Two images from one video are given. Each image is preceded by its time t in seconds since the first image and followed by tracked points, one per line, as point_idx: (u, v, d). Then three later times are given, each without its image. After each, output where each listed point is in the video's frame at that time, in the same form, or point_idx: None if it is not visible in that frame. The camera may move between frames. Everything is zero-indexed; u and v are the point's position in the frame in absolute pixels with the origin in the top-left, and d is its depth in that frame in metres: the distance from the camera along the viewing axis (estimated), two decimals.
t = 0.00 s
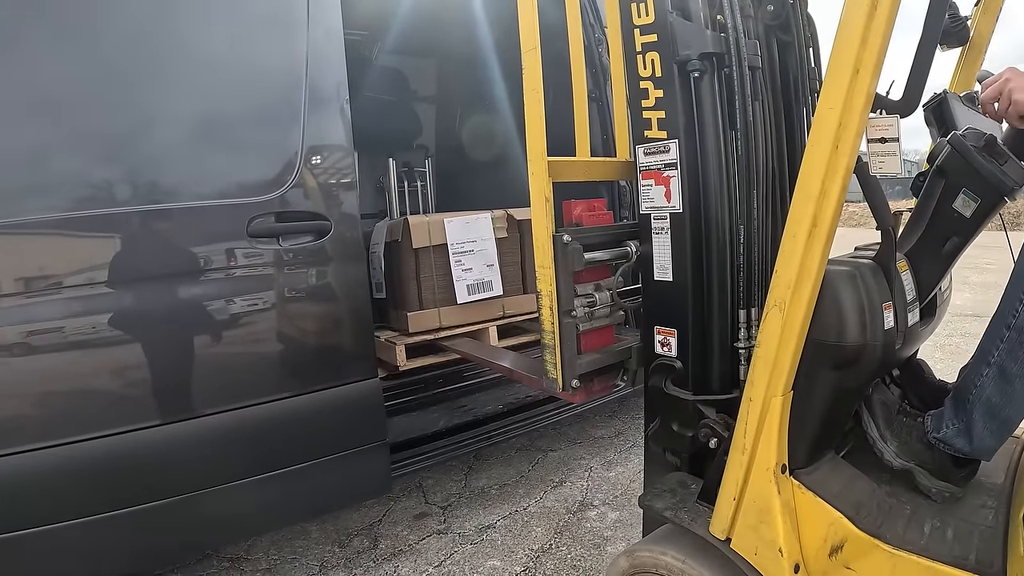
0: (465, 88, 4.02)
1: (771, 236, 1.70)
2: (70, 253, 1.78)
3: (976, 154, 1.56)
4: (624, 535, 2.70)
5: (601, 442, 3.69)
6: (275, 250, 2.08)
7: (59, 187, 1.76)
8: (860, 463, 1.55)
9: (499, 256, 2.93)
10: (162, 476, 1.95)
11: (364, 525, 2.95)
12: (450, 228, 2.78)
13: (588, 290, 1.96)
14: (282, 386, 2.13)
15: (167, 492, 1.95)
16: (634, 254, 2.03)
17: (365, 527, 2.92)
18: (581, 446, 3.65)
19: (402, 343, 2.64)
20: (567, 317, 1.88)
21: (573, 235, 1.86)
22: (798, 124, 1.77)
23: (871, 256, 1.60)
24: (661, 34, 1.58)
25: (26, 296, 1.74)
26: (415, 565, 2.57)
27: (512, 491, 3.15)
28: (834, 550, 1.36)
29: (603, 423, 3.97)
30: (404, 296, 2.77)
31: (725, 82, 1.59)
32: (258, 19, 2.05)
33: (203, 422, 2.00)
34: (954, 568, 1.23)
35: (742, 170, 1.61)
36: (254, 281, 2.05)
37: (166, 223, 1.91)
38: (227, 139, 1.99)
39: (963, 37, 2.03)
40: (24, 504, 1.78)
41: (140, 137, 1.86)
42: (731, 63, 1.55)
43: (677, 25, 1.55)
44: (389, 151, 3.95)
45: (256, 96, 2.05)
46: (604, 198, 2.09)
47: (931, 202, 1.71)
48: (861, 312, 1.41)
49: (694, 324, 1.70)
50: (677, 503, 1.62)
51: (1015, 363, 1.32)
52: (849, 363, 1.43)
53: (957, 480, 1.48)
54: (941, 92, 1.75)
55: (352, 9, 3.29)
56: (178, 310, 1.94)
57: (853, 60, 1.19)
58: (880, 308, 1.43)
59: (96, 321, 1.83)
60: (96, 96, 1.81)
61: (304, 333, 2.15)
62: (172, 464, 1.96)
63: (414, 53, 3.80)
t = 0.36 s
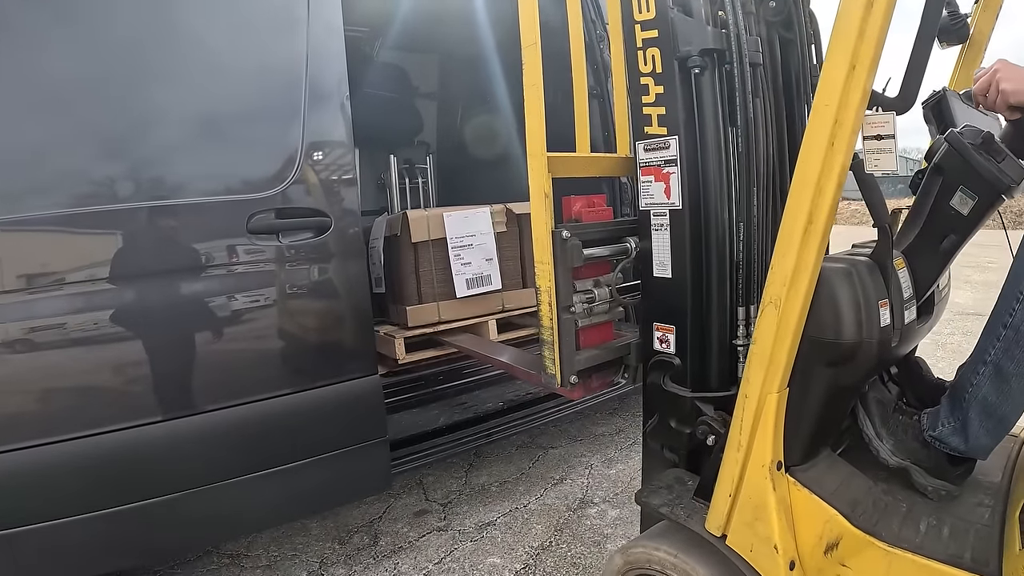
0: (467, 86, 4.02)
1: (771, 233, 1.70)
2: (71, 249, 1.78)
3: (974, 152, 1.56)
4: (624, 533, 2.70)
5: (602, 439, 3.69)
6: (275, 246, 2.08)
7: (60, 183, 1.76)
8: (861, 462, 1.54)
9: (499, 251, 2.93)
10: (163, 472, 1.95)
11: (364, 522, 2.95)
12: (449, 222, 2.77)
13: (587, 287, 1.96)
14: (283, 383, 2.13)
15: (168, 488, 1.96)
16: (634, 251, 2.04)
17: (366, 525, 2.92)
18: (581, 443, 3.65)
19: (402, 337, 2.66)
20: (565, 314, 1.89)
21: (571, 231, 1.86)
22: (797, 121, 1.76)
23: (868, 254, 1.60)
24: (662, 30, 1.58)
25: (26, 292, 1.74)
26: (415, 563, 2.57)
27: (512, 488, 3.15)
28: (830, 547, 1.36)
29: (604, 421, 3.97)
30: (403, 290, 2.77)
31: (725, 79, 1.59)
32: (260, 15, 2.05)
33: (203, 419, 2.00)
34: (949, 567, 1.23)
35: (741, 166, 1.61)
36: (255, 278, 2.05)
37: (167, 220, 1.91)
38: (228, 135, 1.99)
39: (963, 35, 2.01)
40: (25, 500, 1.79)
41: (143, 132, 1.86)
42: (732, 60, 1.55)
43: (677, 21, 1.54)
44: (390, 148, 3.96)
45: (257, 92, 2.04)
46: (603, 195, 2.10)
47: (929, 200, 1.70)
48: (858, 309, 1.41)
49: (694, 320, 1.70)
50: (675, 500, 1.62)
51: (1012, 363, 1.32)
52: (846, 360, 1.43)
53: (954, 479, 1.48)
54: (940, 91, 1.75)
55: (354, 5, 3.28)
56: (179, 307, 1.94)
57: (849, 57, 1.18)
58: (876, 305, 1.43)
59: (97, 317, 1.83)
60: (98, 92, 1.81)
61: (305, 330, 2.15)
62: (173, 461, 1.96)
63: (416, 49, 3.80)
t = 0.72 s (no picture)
0: (468, 83, 4.03)
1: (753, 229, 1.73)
2: (72, 247, 1.80)
3: (946, 151, 1.58)
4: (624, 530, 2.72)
5: (601, 437, 3.71)
6: (273, 244, 2.09)
7: (60, 181, 1.78)
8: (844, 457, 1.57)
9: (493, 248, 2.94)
10: (163, 468, 1.97)
11: (363, 519, 2.98)
12: (444, 221, 2.80)
13: (572, 282, 2.00)
14: (282, 380, 2.15)
15: (168, 484, 1.98)
16: (620, 248, 2.05)
17: (365, 522, 2.95)
18: (581, 441, 3.67)
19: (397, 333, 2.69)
20: (551, 310, 1.91)
21: (556, 228, 1.89)
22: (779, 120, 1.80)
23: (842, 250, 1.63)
24: (644, 31, 1.60)
25: (27, 290, 1.76)
26: (414, 560, 2.60)
27: (511, 486, 3.18)
28: (807, 538, 1.39)
29: (605, 418, 3.98)
30: (399, 288, 2.80)
31: (705, 78, 1.59)
32: (260, 13, 2.07)
33: (203, 416, 2.02)
34: (920, 557, 1.25)
35: (723, 163, 1.63)
36: (255, 275, 2.07)
37: (168, 217, 1.92)
38: (228, 133, 2.01)
39: (946, 33, 2.02)
40: (27, 495, 1.82)
41: (144, 129, 1.88)
42: (714, 61, 1.57)
43: (660, 22, 1.55)
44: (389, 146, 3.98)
45: (257, 89, 2.06)
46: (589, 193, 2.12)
47: (906, 196, 1.72)
48: (830, 303, 1.43)
49: (677, 316, 1.73)
50: (656, 491, 1.65)
51: (984, 358, 1.35)
52: (818, 354, 1.45)
53: (931, 471, 1.50)
54: (922, 88, 1.78)
55: (353, 2, 3.30)
56: (179, 304, 1.96)
57: (817, 58, 1.20)
58: (848, 301, 1.45)
59: (97, 315, 1.85)
60: (95, 91, 1.83)
61: (306, 328, 2.18)
62: (173, 457, 1.98)
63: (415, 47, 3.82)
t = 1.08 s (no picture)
0: (468, 82, 4.05)
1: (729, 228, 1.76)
2: (72, 247, 1.84)
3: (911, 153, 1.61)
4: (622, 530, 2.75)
5: (600, 437, 3.74)
6: (271, 243, 2.12)
7: (59, 180, 1.81)
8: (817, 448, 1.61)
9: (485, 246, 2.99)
10: (163, 466, 2.00)
11: (362, 519, 3.01)
12: (436, 222, 2.83)
13: (555, 281, 2.04)
14: (281, 380, 2.19)
15: (168, 482, 2.01)
16: (601, 247, 2.10)
17: (364, 522, 2.98)
18: (580, 440, 3.71)
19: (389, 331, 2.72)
20: (534, 307, 1.95)
21: (538, 228, 1.94)
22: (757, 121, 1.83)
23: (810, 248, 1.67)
24: (622, 37, 1.63)
25: (27, 290, 1.80)
26: (413, 559, 2.63)
27: (510, 486, 3.21)
28: (777, 527, 1.44)
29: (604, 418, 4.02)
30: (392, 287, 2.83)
31: (681, 83, 1.63)
32: (259, 13, 2.10)
33: (202, 416, 2.06)
34: (888, 548, 1.29)
35: (699, 162, 1.67)
36: (254, 276, 2.10)
37: (168, 217, 1.96)
38: (228, 132, 2.04)
39: (924, 34, 2.05)
40: (27, 492, 1.85)
41: (145, 129, 1.92)
42: (689, 66, 1.61)
43: (637, 30, 1.58)
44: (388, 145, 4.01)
45: (256, 88, 2.10)
46: (572, 194, 2.19)
47: (873, 196, 1.76)
48: (796, 299, 1.48)
49: (654, 313, 1.76)
50: (633, 481, 1.69)
51: (948, 353, 1.42)
52: (785, 348, 1.49)
53: (902, 464, 1.54)
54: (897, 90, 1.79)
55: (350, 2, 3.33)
56: (179, 304, 1.99)
57: (778, 63, 1.24)
58: (812, 297, 1.50)
59: (97, 315, 1.88)
60: (99, 88, 1.87)
61: (308, 327, 2.22)
62: (172, 454, 2.01)
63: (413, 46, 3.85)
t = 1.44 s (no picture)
0: (467, 83, 4.07)
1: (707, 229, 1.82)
2: (73, 248, 1.88)
3: (878, 160, 1.67)
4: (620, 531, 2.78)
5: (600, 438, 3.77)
6: (270, 245, 2.16)
7: (59, 182, 1.85)
8: (793, 445, 1.69)
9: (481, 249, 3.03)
10: (162, 466, 2.04)
11: (361, 520, 3.04)
12: (431, 224, 2.88)
13: (542, 281, 2.09)
14: (280, 381, 2.23)
15: (167, 481, 2.05)
16: (583, 249, 2.16)
17: (364, 523, 3.02)
18: (579, 441, 3.74)
19: (388, 331, 2.77)
20: (523, 306, 2.00)
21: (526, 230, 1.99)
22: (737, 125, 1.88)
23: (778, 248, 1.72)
24: (602, 46, 1.69)
25: (27, 291, 1.83)
26: (412, 561, 2.66)
27: (509, 487, 3.24)
28: (750, 521, 1.50)
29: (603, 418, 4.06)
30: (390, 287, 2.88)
31: (658, 89, 1.68)
32: (258, 15, 2.15)
33: (201, 418, 2.09)
34: (857, 540, 1.34)
35: (675, 166, 1.71)
36: (254, 277, 2.14)
37: (167, 218, 2.00)
38: (226, 132, 2.09)
39: (900, 37, 2.10)
40: (27, 491, 1.88)
41: (143, 130, 1.96)
42: (665, 72, 1.64)
43: (616, 38, 1.64)
44: (388, 146, 4.05)
45: (254, 89, 2.14)
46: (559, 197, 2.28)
47: (843, 196, 1.81)
48: (762, 297, 1.56)
49: (634, 313, 1.82)
50: (613, 475, 1.76)
51: (912, 351, 1.47)
52: (754, 344, 1.58)
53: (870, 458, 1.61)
54: (872, 92, 1.85)
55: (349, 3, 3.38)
56: (177, 305, 2.03)
57: (740, 72, 1.31)
58: (778, 296, 1.57)
59: (96, 316, 1.92)
60: (102, 89, 1.91)
61: (310, 329, 2.26)
62: (170, 454, 2.05)
63: (412, 47, 3.89)
